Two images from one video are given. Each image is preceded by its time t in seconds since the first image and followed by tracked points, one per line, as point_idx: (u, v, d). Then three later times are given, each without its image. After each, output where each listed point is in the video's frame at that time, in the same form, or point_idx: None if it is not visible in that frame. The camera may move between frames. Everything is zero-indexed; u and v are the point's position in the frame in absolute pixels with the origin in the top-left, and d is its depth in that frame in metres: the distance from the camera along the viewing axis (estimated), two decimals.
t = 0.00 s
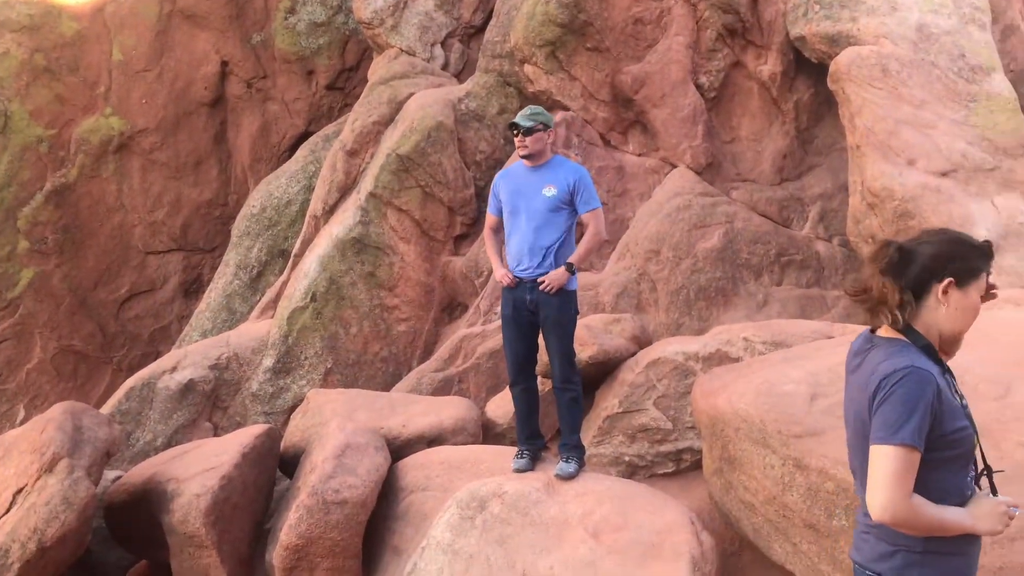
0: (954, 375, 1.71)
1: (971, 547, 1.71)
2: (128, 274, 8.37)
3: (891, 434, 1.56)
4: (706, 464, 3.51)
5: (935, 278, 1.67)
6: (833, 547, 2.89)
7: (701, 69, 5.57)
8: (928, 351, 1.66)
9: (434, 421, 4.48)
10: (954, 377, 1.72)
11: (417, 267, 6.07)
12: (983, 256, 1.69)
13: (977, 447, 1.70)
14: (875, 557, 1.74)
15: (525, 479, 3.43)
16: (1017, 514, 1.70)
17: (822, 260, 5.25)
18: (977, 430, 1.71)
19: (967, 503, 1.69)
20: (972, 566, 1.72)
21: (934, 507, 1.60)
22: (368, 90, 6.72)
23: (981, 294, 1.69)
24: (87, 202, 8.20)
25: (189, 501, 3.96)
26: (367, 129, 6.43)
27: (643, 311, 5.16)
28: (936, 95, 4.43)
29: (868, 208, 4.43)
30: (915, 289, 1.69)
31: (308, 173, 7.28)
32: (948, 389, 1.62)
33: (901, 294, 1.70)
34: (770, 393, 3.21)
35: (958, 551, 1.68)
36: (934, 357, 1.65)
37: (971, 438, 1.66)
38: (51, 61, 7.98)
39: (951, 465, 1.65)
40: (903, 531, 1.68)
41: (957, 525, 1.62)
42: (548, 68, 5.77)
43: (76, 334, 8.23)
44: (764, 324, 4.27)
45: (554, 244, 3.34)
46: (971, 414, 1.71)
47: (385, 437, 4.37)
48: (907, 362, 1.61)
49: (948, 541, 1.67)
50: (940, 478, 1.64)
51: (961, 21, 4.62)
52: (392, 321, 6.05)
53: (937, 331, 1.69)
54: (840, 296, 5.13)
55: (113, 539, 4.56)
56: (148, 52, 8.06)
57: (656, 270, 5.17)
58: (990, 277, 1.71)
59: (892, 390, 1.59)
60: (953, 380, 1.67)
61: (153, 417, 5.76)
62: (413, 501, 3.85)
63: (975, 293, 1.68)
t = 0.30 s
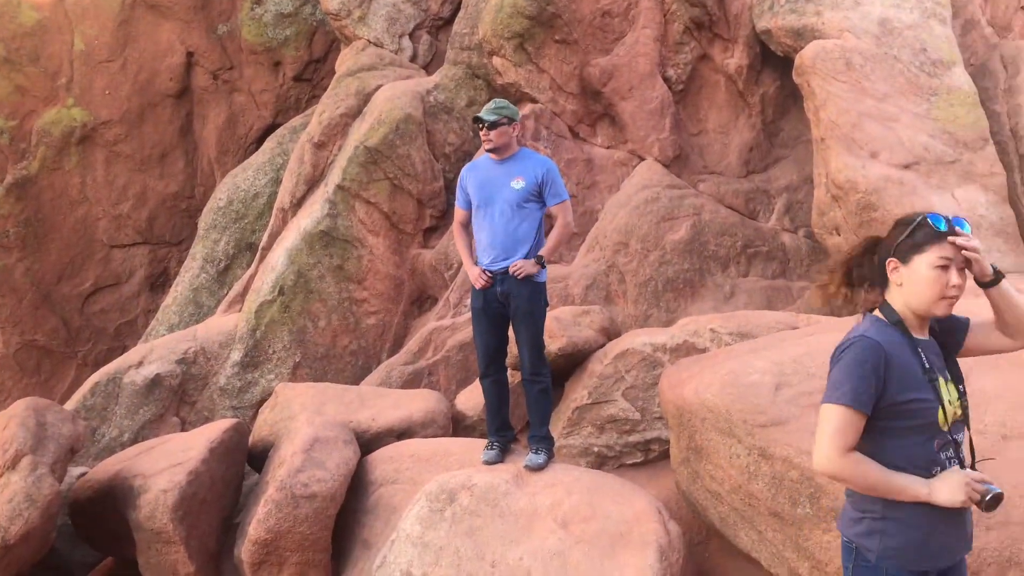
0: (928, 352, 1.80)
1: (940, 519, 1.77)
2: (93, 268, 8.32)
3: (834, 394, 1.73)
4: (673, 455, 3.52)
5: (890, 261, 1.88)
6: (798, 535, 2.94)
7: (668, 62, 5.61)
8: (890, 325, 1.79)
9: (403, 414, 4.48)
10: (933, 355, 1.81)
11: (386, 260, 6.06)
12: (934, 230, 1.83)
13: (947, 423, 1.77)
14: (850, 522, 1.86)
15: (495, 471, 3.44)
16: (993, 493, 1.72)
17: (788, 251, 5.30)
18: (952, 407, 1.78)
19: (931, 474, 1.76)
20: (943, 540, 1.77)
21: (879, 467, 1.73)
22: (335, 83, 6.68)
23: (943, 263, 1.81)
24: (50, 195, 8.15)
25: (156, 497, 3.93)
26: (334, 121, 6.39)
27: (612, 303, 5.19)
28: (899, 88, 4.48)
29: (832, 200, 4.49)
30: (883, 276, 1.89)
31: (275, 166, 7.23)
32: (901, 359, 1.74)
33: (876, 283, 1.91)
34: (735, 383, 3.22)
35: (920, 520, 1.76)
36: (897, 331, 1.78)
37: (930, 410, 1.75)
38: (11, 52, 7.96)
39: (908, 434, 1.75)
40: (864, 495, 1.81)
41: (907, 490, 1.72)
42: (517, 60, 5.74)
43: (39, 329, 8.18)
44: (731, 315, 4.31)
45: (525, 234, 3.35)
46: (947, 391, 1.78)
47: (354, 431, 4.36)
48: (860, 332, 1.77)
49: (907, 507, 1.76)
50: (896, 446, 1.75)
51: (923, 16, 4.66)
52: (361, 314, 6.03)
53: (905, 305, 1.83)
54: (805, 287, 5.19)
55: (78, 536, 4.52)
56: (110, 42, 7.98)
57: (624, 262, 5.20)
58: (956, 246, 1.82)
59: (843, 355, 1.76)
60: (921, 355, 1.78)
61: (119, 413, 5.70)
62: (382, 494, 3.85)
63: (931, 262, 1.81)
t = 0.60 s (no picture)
0: (908, 342, 1.76)
1: (886, 504, 1.74)
2: (57, 265, 8.21)
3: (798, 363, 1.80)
4: (643, 449, 3.54)
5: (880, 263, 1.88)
6: (765, 527, 2.97)
7: (637, 58, 5.62)
8: (869, 309, 1.80)
9: (373, 411, 4.47)
10: (913, 345, 1.76)
11: (355, 256, 6.03)
12: (899, 225, 1.83)
13: (906, 411, 1.73)
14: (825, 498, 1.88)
15: (465, 467, 3.44)
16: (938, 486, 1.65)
17: (755, 246, 5.34)
18: (917, 397, 1.73)
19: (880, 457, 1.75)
20: (890, 527, 1.74)
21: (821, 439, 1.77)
22: (303, 79, 6.63)
23: (906, 254, 1.80)
24: (13, 191, 8.03)
25: (123, 497, 3.88)
26: (303, 116, 6.35)
27: (582, 298, 5.21)
28: (864, 85, 4.53)
29: (799, 195, 4.54)
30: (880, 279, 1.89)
31: (242, 162, 7.19)
32: (861, 339, 1.76)
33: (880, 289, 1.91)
34: (703, 377, 3.25)
35: (865, 500, 1.76)
36: (874, 315, 1.79)
37: (883, 393, 1.74)
38: None
39: (863, 415, 1.76)
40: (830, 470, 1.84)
41: (844, 465, 1.73)
42: (486, 56, 5.69)
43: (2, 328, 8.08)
44: (700, 309, 4.35)
45: (495, 232, 3.35)
46: (915, 381, 1.73)
47: (324, 428, 4.34)
48: (838, 311, 1.82)
49: (853, 485, 1.77)
50: (852, 424, 1.77)
51: (887, 14, 4.72)
52: (331, 311, 6.00)
53: (889, 301, 1.81)
54: (772, 281, 5.23)
55: (43, 537, 4.46)
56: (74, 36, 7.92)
57: (595, 258, 5.21)
58: (924, 236, 1.79)
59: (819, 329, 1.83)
60: (894, 342, 1.76)
61: (85, 413, 5.60)
62: (352, 491, 3.84)
63: (895, 257, 1.81)
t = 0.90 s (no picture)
0: (880, 344, 1.75)
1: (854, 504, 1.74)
2: (20, 265, 8.13)
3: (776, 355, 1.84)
4: (614, 446, 3.56)
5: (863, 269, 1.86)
6: (733, 522, 2.99)
7: (606, 57, 5.64)
8: (847, 312, 1.81)
9: (343, 411, 4.45)
10: (887, 348, 1.75)
11: (325, 255, 6.00)
12: (870, 229, 1.81)
13: (872, 411, 1.72)
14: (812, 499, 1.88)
15: (436, 466, 3.44)
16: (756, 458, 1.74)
17: (723, 243, 5.38)
18: (884, 398, 1.72)
19: (849, 457, 1.75)
20: (859, 528, 1.73)
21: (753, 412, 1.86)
22: (272, 76, 6.57)
23: (873, 259, 1.78)
24: None
25: (89, 500, 3.83)
26: (270, 114, 6.30)
27: (553, 296, 5.22)
28: (830, 84, 4.57)
29: (765, 193, 4.58)
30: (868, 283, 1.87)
31: (210, 160, 7.10)
32: (831, 339, 1.78)
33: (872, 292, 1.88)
34: (672, 374, 3.28)
35: (834, 501, 1.76)
36: (851, 316, 1.80)
37: (849, 393, 1.74)
38: None
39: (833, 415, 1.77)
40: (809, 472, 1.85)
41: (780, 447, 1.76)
42: (455, 54, 5.69)
43: None
44: (669, 307, 4.37)
45: (465, 230, 3.34)
46: (884, 381, 1.73)
47: (293, 428, 4.30)
48: (819, 313, 1.84)
49: (823, 484, 1.78)
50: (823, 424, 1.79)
51: (852, 13, 4.76)
52: (301, 311, 5.96)
53: (866, 307, 1.80)
54: (740, 278, 5.28)
55: (8, 541, 4.39)
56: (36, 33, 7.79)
57: (565, 256, 5.22)
58: (890, 240, 1.77)
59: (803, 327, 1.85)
60: (865, 343, 1.76)
61: (50, 414, 5.53)
62: (323, 491, 3.82)
63: (864, 263, 1.80)
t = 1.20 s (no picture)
0: (842, 351, 1.72)
1: (819, 513, 1.70)
2: None
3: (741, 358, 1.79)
4: (584, 445, 3.57)
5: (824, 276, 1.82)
6: (703, 518, 3.01)
7: (576, 57, 5.65)
8: (815, 320, 1.79)
9: (314, 411, 4.43)
10: (850, 354, 1.72)
11: (295, 255, 5.97)
12: (822, 237, 1.77)
13: (833, 418, 1.69)
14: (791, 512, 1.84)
15: (407, 467, 3.44)
16: (731, 297, 1.67)
17: (693, 242, 5.43)
18: (846, 404, 1.69)
19: (815, 465, 1.72)
20: (825, 538, 1.69)
21: (706, 403, 1.75)
22: (240, 75, 6.51)
23: (825, 267, 1.75)
24: None
25: (55, 504, 3.78)
26: (239, 113, 6.26)
27: (525, 295, 5.22)
28: (797, 85, 4.62)
29: (734, 193, 4.62)
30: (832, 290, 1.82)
31: (178, 159, 7.06)
32: (794, 346, 1.76)
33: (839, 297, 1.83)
34: (642, 372, 3.29)
35: (799, 510, 1.73)
36: (817, 323, 1.78)
37: (811, 400, 1.72)
38: None
39: (799, 423, 1.75)
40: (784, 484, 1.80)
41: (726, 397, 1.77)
42: (426, 53, 5.68)
43: None
44: (639, 305, 4.40)
45: (437, 231, 3.33)
46: (845, 388, 1.69)
47: (263, 430, 4.28)
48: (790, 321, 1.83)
49: (791, 494, 1.75)
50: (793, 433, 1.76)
51: (819, 14, 4.81)
52: (270, 311, 5.92)
53: (830, 316, 1.77)
54: (710, 277, 5.32)
55: None
56: None
57: (537, 255, 5.22)
58: (839, 245, 1.72)
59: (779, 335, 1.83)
60: (827, 350, 1.73)
61: (14, 417, 5.41)
62: (293, 493, 3.79)
63: (817, 272, 1.76)
